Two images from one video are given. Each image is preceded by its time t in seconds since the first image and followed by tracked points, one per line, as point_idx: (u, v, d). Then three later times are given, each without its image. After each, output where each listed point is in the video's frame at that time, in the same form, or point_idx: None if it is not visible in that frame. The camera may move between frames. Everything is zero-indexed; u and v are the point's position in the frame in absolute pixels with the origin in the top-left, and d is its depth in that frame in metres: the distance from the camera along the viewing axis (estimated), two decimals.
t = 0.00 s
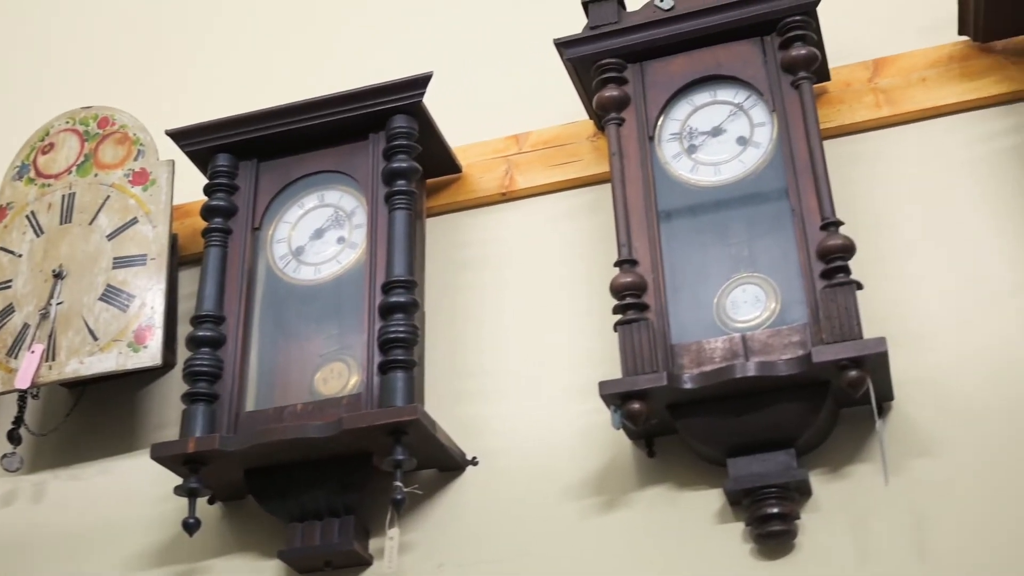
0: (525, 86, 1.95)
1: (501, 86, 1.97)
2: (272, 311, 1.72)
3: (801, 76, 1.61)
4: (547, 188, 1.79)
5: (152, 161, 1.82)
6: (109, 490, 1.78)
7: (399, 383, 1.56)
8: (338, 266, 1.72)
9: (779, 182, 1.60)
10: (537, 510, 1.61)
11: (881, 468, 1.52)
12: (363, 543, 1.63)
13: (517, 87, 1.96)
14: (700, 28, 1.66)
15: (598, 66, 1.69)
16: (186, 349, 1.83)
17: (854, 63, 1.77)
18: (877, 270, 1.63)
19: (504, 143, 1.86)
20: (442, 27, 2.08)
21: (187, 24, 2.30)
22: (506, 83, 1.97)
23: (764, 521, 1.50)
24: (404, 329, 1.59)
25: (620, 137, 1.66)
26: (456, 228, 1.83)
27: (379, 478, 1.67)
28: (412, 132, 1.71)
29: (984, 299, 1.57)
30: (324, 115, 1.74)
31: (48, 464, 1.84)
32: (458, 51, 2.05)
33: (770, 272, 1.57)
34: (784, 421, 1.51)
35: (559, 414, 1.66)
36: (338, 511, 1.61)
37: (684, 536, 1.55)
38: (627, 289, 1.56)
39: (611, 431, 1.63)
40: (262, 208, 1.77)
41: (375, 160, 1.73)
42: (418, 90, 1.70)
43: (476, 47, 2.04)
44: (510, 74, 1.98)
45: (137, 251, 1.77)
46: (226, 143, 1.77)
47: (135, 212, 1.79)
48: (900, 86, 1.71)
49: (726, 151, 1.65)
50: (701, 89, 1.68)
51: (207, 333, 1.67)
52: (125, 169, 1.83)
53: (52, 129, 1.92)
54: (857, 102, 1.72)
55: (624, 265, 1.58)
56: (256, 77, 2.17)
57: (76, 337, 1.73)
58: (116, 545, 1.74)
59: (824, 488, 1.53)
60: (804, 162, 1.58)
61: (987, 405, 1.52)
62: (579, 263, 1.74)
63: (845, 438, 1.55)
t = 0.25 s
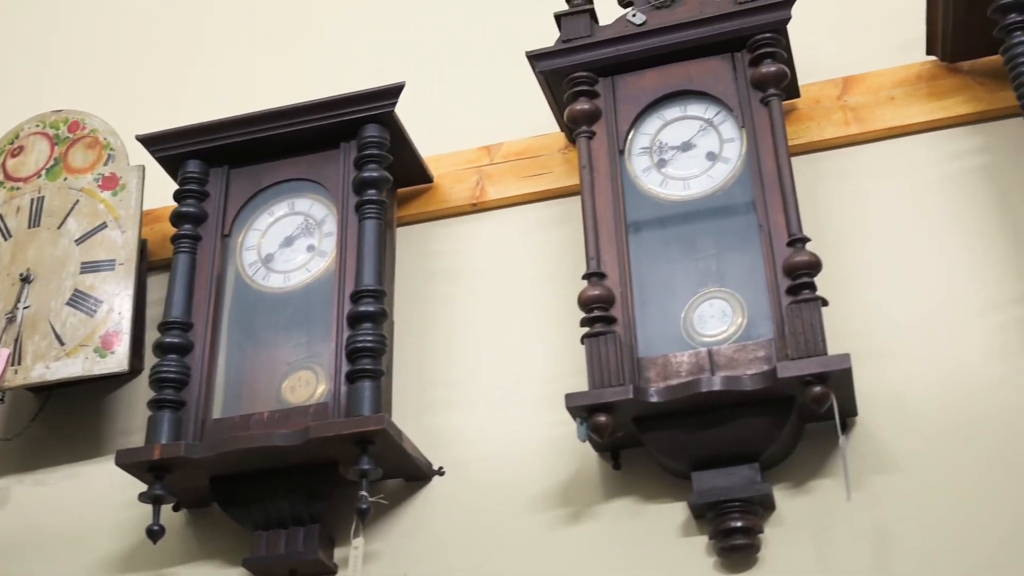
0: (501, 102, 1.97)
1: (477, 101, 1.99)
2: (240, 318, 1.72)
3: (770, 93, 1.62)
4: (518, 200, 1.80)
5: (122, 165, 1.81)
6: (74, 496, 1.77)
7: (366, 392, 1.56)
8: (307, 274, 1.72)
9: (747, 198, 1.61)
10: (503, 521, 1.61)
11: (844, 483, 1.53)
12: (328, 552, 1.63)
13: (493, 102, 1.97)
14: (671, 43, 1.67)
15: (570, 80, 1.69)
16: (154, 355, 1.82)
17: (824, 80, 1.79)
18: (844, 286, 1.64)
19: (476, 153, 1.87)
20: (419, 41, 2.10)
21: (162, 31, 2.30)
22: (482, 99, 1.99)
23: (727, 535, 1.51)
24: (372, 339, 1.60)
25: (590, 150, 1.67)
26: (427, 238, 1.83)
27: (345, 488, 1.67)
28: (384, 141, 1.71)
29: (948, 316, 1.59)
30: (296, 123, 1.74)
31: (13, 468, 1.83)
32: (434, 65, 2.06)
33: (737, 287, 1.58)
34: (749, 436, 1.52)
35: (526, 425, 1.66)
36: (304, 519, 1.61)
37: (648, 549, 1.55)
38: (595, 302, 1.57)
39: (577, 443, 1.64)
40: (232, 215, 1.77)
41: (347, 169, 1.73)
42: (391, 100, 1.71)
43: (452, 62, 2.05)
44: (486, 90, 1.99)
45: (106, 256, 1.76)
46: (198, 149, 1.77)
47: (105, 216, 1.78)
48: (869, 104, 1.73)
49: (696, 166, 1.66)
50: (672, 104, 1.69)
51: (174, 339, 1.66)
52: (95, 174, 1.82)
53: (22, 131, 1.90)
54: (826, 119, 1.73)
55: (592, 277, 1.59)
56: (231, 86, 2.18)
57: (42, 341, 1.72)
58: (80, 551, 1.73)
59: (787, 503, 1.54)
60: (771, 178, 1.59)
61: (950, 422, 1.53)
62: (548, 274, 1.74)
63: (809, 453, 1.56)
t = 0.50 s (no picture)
0: (474, 106, 1.97)
1: (449, 104, 1.99)
2: (208, 321, 1.71)
3: (740, 105, 1.63)
4: (489, 207, 1.80)
5: (92, 166, 1.81)
6: (38, 497, 1.76)
7: (333, 398, 1.56)
8: (276, 278, 1.71)
9: (716, 209, 1.62)
10: (468, 528, 1.61)
11: (807, 494, 1.54)
12: (293, 557, 1.63)
13: (464, 107, 1.97)
14: (643, 54, 1.68)
15: (542, 88, 1.70)
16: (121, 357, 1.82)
17: (794, 93, 1.80)
18: (811, 297, 1.65)
19: (447, 160, 1.87)
20: (392, 44, 2.10)
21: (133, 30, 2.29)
22: (455, 102, 1.98)
23: (691, 544, 1.51)
24: (340, 344, 1.60)
25: (561, 159, 1.67)
26: (397, 244, 1.83)
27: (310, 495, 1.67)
28: (355, 147, 1.71)
29: (913, 329, 1.61)
30: (268, 127, 1.74)
31: None
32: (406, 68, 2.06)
33: (705, 297, 1.59)
34: (714, 446, 1.52)
35: (493, 432, 1.66)
36: (269, 524, 1.61)
37: (611, 557, 1.56)
38: (563, 310, 1.57)
39: (543, 451, 1.64)
40: (202, 218, 1.76)
41: (317, 174, 1.73)
42: (362, 105, 1.71)
43: (425, 65, 2.05)
44: (459, 93, 1.99)
45: (74, 258, 1.75)
46: (168, 151, 1.76)
47: (73, 217, 1.78)
48: (838, 117, 1.74)
49: (666, 176, 1.66)
50: (643, 114, 1.70)
51: (141, 342, 1.65)
52: (64, 174, 1.81)
53: None
54: (796, 131, 1.75)
55: (561, 286, 1.60)
56: (202, 85, 2.17)
57: (8, 342, 1.71)
58: (43, 553, 1.72)
59: (750, 513, 1.55)
60: (740, 190, 1.60)
61: (913, 434, 1.55)
62: (517, 282, 1.75)
63: (773, 464, 1.57)
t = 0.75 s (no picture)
0: (445, 113, 1.97)
1: (420, 111, 1.99)
2: (173, 325, 1.71)
3: (707, 118, 1.64)
4: (457, 214, 1.81)
5: (58, 167, 1.80)
6: None
7: (297, 404, 1.56)
8: (242, 283, 1.71)
9: (681, 220, 1.63)
10: (430, 535, 1.61)
11: (768, 506, 1.55)
12: (254, 563, 1.62)
13: (435, 114, 1.98)
14: (612, 65, 1.69)
15: (511, 97, 1.71)
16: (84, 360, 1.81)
17: (761, 106, 1.81)
18: (775, 310, 1.66)
19: (416, 166, 1.88)
20: (364, 50, 2.10)
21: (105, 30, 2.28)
22: (425, 109, 1.99)
23: (652, 554, 1.53)
24: (305, 350, 1.59)
25: (528, 168, 1.68)
26: (364, 250, 1.83)
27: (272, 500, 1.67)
28: (323, 153, 1.71)
29: (875, 343, 1.62)
30: (236, 131, 1.73)
31: None
32: (378, 74, 2.06)
33: (669, 308, 1.60)
34: (675, 456, 1.53)
35: (457, 440, 1.66)
36: (230, 529, 1.61)
37: (572, 566, 1.56)
38: (528, 319, 1.58)
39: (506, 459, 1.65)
40: (168, 221, 1.76)
41: (285, 179, 1.73)
42: (331, 111, 1.71)
43: (397, 72, 2.05)
44: (430, 101, 2.00)
45: (38, 259, 1.74)
46: (135, 154, 1.76)
47: (38, 218, 1.77)
48: (804, 131, 1.76)
49: (632, 187, 1.67)
50: (610, 125, 1.71)
51: (105, 345, 1.64)
52: (30, 175, 1.80)
53: None
54: (762, 145, 1.76)
55: (526, 295, 1.60)
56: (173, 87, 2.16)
57: None
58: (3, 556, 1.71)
59: (711, 523, 1.56)
60: (705, 202, 1.61)
61: (873, 447, 1.56)
62: (484, 290, 1.75)
63: (734, 475, 1.58)
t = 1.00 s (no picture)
0: (414, 121, 1.97)
1: (389, 118, 1.99)
2: (137, 330, 1.70)
3: (673, 131, 1.65)
4: (423, 223, 1.81)
5: (23, 169, 1.79)
6: None
7: (259, 410, 1.56)
8: (206, 288, 1.71)
9: (646, 232, 1.64)
10: (391, 543, 1.61)
11: (727, 519, 1.56)
12: (213, 569, 1.62)
13: (405, 121, 1.98)
14: (580, 77, 1.69)
15: (479, 107, 1.71)
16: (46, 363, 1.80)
17: (728, 120, 1.83)
18: (738, 323, 1.68)
19: (384, 174, 1.88)
20: (336, 56, 2.10)
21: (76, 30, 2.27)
22: (395, 116, 1.99)
23: (611, 565, 1.53)
24: (268, 357, 1.59)
25: (495, 178, 1.68)
26: (330, 257, 1.83)
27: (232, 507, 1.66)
28: (291, 159, 1.71)
29: (836, 357, 1.63)
30: (204, 135, 1.73)
31: None
32: (349, 80, 2.06)
33: (633, 319, 1.60)
34: (636, 468, 1.54)
35: (420, 448, 1.67)
36: (190, 535, 1.60)
37: None
38: (491, 329, 1.58)
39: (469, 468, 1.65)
40: (133, 225, 1.75)
41: (252, 184, 1.73)
42: (299, 117, 1.71)
43: (367, 78, 2.06)
44: (400, 108, 2.00)
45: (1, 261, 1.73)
46: (102, 157, 1.75)
47: (2, 220, 1.76)
48: (769, 145, 1.77)
49: (598, 199, 1.68)
50: (578, 136, 1.72)
51: (66, 349, 1.63)
52: None
53: None
54: (728, 159, 1.77)
55: (490, 305, 1.61)
56: (142, 89, 2.15)
57: None
58: None
59: (671, 535, 1.57)
60: (670, 215, 1.62)
61: (833, 461, 1.57)
62: (450, 299, 1.75)
63: (694, 486, 1.59)
